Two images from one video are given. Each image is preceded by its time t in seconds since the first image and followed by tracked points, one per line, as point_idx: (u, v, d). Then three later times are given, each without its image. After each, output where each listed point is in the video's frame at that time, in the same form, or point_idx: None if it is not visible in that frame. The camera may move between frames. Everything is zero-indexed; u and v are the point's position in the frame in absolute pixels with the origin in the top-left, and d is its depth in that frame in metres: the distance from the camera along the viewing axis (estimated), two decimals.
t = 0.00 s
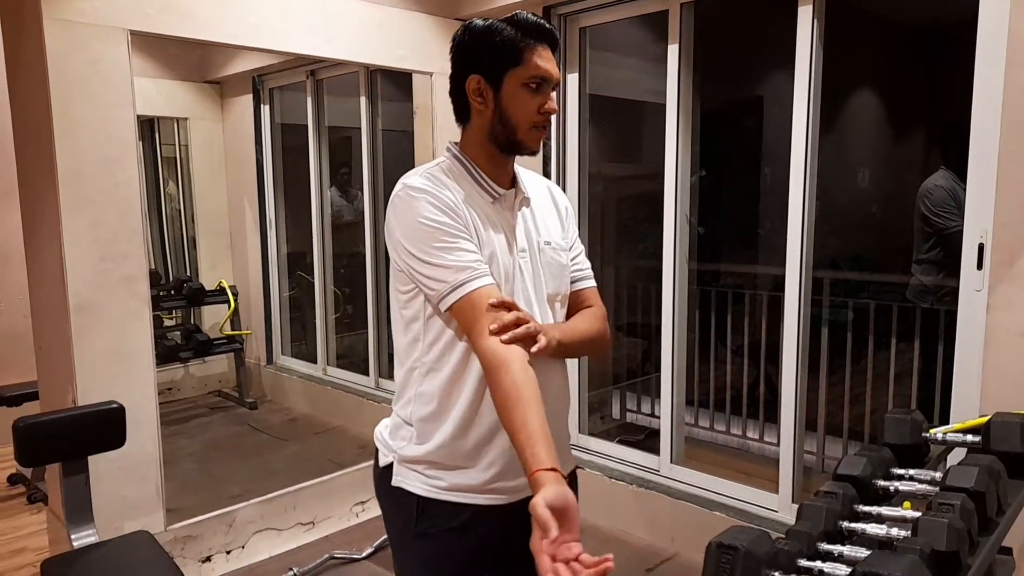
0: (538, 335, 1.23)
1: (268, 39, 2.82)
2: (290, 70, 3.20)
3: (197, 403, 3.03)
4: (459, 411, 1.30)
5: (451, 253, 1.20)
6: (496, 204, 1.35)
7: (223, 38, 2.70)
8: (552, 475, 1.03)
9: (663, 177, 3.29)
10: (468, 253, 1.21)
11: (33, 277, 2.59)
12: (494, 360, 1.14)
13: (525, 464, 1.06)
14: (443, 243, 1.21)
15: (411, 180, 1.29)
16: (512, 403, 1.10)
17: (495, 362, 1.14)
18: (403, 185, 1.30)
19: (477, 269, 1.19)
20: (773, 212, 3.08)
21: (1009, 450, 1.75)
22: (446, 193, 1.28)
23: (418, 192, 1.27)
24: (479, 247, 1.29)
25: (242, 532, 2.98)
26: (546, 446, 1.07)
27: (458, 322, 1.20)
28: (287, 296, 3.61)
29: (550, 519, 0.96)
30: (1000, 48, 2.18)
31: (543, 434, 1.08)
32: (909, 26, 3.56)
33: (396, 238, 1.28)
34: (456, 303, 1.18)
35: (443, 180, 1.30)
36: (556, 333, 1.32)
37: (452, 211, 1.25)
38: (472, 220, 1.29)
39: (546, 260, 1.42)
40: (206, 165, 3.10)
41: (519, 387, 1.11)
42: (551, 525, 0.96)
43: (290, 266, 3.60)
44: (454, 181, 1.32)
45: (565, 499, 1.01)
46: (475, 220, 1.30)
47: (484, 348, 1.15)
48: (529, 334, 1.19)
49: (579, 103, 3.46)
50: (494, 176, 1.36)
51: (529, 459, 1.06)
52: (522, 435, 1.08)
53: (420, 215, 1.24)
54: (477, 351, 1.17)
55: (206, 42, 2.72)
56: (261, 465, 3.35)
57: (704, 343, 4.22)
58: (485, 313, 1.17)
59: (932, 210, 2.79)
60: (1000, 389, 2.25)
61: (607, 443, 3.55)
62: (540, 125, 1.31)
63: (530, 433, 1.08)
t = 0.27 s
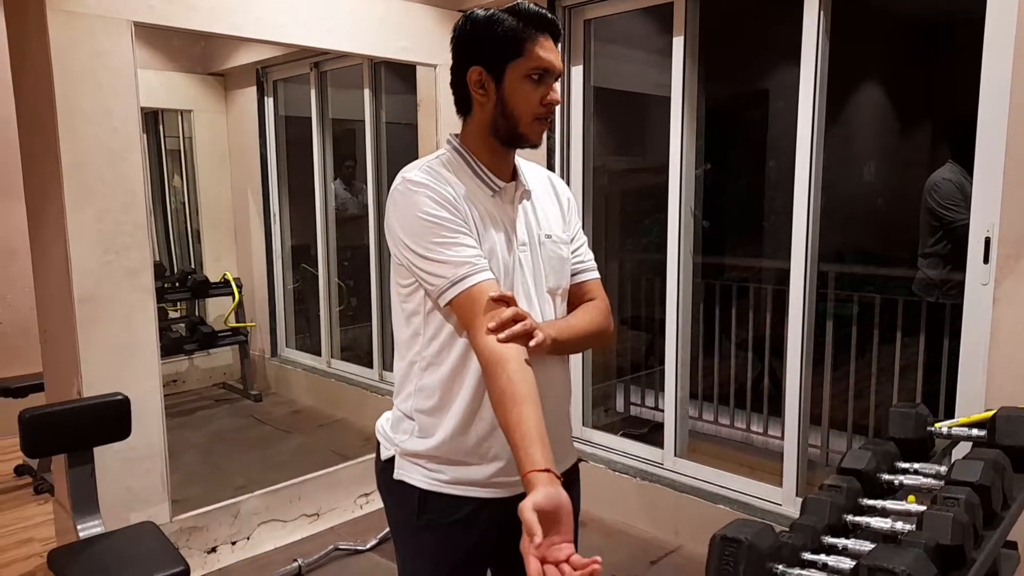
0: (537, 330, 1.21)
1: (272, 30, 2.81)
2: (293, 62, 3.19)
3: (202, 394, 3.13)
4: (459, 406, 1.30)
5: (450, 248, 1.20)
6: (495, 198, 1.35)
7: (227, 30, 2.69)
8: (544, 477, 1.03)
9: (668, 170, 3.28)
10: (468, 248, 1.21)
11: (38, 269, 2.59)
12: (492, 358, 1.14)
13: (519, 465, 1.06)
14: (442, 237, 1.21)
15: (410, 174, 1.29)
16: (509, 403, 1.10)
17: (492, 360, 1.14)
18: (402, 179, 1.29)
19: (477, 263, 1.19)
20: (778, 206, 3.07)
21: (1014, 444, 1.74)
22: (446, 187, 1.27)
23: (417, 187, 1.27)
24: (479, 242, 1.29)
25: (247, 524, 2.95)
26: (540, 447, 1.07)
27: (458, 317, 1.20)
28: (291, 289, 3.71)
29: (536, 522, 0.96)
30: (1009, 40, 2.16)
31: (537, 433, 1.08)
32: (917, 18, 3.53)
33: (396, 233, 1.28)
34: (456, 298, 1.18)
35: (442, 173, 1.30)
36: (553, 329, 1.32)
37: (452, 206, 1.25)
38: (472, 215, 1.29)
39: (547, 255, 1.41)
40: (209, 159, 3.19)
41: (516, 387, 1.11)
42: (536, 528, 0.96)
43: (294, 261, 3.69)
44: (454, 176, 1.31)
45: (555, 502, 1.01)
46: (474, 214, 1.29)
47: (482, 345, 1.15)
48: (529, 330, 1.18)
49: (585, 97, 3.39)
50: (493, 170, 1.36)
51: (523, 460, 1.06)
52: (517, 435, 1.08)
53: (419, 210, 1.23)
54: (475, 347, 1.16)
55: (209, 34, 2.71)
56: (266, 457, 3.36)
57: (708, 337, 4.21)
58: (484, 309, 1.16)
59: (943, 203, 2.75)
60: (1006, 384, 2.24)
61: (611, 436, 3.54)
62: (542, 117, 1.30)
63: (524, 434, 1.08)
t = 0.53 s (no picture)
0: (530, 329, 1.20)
1: (274, 29, 2.81)
2: (295, 61, 3.18)
3: (205, 395, 3.12)
4: (456, 407, 1.28)
5: (444, 248, 1.19)
6: (492, 196, 1.33)
7: (228, 29, 2.69)
8: (540, 472, 1.02)
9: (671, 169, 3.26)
10: (463, 248, 1.20)
11: (40, 269, 2.59)
12: (481, 359, 1.12)
13: (514, 462, 1.05)
14: (437, 238, 1.20)
15: (406, 170, 1.28)
16: (501, 402, 1.09)
17: (482, 362, 1.12)
18: (398, 175, 1.28)
19: (472, 264, 1.18)
20: (782, 203, 3.05)
21: (1020, 444, 1.73)
22: (441, 185, 1.26)
23: (413, 184, 1.25)
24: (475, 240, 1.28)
25: (249, 525, 2.95)
26: (534, 444, 1.05)
27: (450, 319, 1.19)
28: (293, 288, 3.68)
29: (530, 517, 0.97)
30: (1015, 35, 2.14)
31: (531, 430, 1.06)
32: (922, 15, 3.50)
33: (392, 231, 1.27)
34: (449, 299, 1.17)
35: (438, 170, 1.29)
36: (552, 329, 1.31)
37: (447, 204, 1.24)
38: (468, 213, 1.27)
39: (547, 253, 1.40)
40: (211, 159, 3.17)
41: (506, 387, 1.10)
42: (532, 522, 0.97)
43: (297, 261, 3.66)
44: (450, 172, 1.30)
45: (550, 496, 1.00)
46: (470, 212, 1.28)
47: (472, 348, 1.14)
48: (519, 330, 1.16)
49: (587, 93, 3.39)
50: (490, 167, 1.34)
51: (517, 457, 1.05)
52: (511, 432, 1.07)
53: (414, 209, 1.22)
54: (465, 349, 1.15)
55: (211, 33, 2.71)
56: (268, 457, 3.36)
57: (712, 336, 4.19)
58: (473, 312, 1.15)
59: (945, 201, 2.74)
60: (1012, 383, 2.22)
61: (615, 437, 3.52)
62: (529, 111, 1.27)
63: (518, 431, 1.07)
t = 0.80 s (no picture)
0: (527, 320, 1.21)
1: (277, 29, 2.80)
2: (298, 61, 3.19)
3: (207, 394, 3.14)
4: (455, 402, 1.28)
5: (439, 241, 1.19)
6: (490, 189, 1.33)
7: (231, 29, 2.69)
8: (523, 467, 1.02)
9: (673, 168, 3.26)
10: (458, 240, 1.20)
11: (44, 269, 2.60)
12: (474, 352, 1.12)
13: (498, 457, 1.05)
14: (431, 230, 1.20)
15: (403, 164, 1.28)
16: (490, 395, 1.09)
17: (475, 354, 1.13)
18: (396, 169, 1.29)
19: (466, 256, 1.18)
20: (785, 202, 3.05)
21: None
22: (438, 178, 1.26)
23: (410, 178, 1.26)
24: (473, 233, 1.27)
25: (252, 524, 2.95)
26: (518, 438, 1.05)
27: (445, 312, 1.19)
28: (296, 288, 3.73)
29: (508, 511, 0.94)
30: (1021, 33, 2.13)
31: (517, 425, 1.06)
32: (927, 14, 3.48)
33: (389, 225, 1.27)
34: (444, 291, 1.17)
35: (435, 164, 1.29)
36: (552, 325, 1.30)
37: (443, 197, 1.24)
38: (465, 206, 1.27)
39: (548, 247, 1.40)
40: (214, 160, 3.23)
41: (498, 378, 1.10)
42: (508, 517, 0.94)
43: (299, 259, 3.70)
44: (449, 166, 1.30)
45: (531, 491, 1.00)
46: (468, 205, 1.28)
47: (465, 341, 1.14)
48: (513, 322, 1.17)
49: (590, 93, 3.39)
50: (488, 161, 1.33)
51: (501, 451, 1.05)
52: (496, 426, 1.07)
53: (410, 202, 1.23)
54: (458, 343, 1.15)
55: (214, 33, 2.71)
56: (271, 456, 3.36)
57: (716, 335, 4.19)
58: (467, 304, 1.15)
59: (953, 199, 2.73)
60: (1017, 382, 2.22)
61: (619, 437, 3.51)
62: (515, 109, 1.26)
63: (503, 425, 1.06)
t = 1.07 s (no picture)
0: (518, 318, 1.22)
1: (277, 28, 2.80)
2: (298, 61, 3.19)
3: (208, 394, 3.14)
4: (447, 402, 1.28)
5: (430, 238, 1.20)
6: (483, 188, 1.32)
7: (231, 29, 2.69)
8: (517, 460, 1.04)
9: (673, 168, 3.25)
10: (449, 238, 1.20)
11: (44, 268, 2.60)
12: (467, 347, 1.13)
13: (492, 450, 1.06)
14: (423, 228, 1.21)
15: (397, 161, 1.29)
16: (481, 389, 1.10)
17: (466, 350, 1.13)
18: (390, 166, 1.29)
19: (457, 254, 1.19)
20: (786, 202, 3.04)
21: None
22: (430, 176, 1.26)
23: (403, 176, 1.26)
24: (464, 231, 1.27)
25: (252, 524, 2.95)
26: (511, 432, 1.07)
27: (436, 309, 1.19)
28: (296, 287, 3.72)
29: (500, 503, 0.97)
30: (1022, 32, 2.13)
31: (511, 418, 1.08)
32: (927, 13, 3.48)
33: (382, 222, 1.28)
34: (433, 288, 1.18)
35: (429, 162, 1.29)
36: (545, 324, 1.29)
37: (436, 195, 1.24)
38: (457, 204, 1.27)
39: (543, 247, 1.39)
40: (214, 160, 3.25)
41: (489, 373, 1.11)
42: (500, 509, 0.96)
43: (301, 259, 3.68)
44: (441, 163, 1.29)
45: (524, 484, 1.01)
46: (460, 203, 1.27)
47: (457, 337, 1.14)
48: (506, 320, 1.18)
49: (590, 92, 3.39)
50: (482, 160, 1.33)
51: (495, 445, 1.06)
52: (489, 421, 1.08)
53: (403, 201, 1.24)
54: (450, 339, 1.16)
55: (214, 33, 2.71)
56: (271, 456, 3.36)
57: (716, 335, 4.18)
58: (459, 301, 1.16)
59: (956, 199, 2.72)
60: (1017, 382, 2.21)
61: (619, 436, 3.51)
62: (513, 115, 1.27)
63: (497, 419, 1.08)
